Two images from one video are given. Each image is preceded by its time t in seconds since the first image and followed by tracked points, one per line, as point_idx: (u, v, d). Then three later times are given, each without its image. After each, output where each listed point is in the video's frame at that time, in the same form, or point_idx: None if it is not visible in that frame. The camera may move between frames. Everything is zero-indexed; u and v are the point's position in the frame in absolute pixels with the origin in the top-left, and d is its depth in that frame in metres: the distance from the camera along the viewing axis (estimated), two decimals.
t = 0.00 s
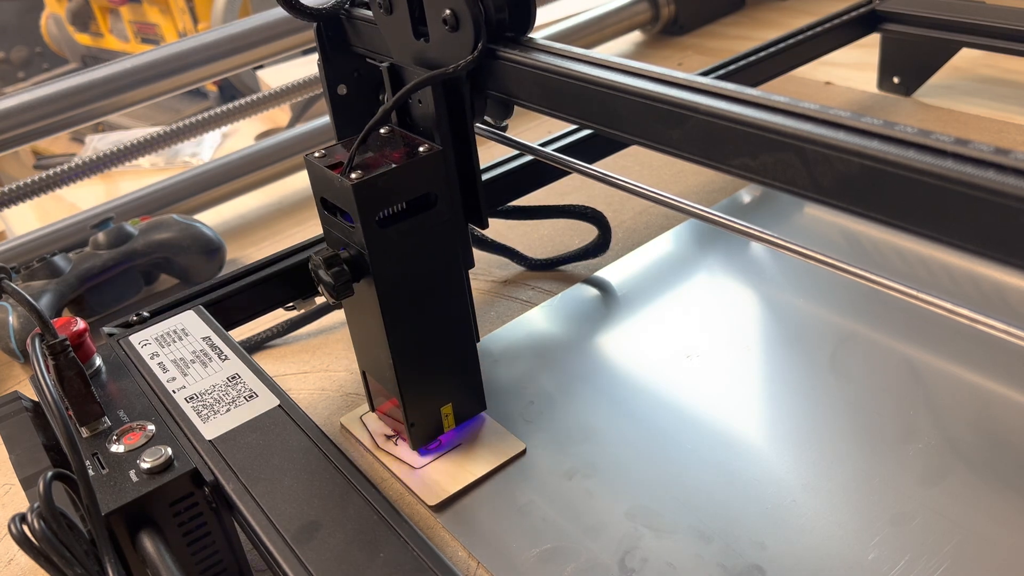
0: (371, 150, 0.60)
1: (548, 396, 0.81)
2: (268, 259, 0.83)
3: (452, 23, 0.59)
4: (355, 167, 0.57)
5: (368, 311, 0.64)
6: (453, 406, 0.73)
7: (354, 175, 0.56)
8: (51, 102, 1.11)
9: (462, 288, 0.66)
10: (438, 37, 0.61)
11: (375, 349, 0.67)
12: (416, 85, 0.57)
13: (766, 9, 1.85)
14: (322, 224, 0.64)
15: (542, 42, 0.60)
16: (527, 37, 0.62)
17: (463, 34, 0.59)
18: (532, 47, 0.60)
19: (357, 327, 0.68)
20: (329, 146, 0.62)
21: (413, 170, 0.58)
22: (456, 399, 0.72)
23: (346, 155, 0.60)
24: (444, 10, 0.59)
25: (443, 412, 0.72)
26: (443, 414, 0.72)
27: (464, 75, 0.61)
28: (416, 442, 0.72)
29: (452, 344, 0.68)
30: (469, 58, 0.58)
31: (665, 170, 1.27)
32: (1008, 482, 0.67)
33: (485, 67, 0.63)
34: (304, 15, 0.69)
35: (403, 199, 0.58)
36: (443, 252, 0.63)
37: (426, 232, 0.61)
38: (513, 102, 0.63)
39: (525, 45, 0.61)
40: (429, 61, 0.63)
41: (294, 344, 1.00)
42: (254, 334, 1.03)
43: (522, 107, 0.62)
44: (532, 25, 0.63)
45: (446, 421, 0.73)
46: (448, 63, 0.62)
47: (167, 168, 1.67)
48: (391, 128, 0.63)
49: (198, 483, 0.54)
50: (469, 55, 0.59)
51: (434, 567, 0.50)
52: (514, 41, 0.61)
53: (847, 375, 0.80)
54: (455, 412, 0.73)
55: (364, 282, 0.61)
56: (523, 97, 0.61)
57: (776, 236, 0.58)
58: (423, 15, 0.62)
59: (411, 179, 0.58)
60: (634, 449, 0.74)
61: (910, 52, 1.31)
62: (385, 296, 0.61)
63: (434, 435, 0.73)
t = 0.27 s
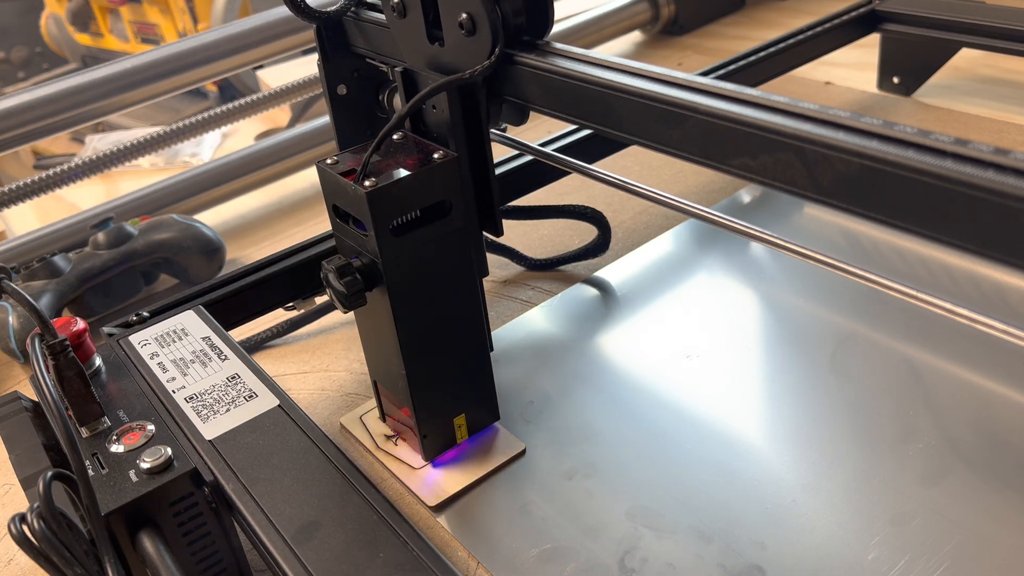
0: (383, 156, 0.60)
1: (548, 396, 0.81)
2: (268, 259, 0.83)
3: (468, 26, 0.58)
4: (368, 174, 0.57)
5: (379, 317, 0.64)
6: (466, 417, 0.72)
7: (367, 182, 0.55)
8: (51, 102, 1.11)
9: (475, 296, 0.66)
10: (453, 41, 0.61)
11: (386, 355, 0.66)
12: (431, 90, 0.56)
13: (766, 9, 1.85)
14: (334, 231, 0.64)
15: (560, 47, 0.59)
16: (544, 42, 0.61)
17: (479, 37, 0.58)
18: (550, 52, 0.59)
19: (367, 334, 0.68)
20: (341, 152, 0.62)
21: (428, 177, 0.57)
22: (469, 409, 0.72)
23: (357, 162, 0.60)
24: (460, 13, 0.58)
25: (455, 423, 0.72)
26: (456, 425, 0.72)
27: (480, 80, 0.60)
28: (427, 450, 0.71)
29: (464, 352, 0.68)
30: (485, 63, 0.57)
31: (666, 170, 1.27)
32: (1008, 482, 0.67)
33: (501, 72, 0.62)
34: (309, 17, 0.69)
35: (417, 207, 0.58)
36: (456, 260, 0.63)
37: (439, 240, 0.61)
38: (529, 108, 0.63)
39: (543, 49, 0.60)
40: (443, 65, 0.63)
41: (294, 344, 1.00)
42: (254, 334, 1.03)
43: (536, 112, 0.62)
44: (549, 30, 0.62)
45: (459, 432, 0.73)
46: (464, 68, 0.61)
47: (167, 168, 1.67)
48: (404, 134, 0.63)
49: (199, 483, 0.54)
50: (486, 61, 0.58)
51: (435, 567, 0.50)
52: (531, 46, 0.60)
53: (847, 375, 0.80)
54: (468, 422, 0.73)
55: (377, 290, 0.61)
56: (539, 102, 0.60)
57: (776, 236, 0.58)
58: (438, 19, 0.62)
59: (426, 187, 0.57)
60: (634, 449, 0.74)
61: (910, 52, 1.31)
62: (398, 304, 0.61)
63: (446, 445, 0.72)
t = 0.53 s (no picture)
0: (406, 168, 0.59)
1: (548, 396, 0.81)
2: (268, 259, 0.83)
3: (496, 33, 0.57)
4: (391, 187, 0.56)
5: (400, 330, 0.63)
6: (487, 434, 0.71)
7: (390, 196, 0.55)
8: (51, 102, 1.11)
9: (498, 309, 0.65)
10: (479, 47, 0.59)
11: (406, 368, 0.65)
12: (457, 100, 0.56)
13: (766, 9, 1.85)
14: (354, 244, 0.63)
15: (589, 54, 0.58)
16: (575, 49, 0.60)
17: (507, 44, 0.57)
18: (577, 59, 0.58)
19: (388, 348, 0.67)
20: (362, 162, 0.61)
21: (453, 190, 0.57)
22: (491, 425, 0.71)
23: (379, 173, 0.59)
24: (487, 20, 0.57)
25: (478, 440, 0.70)
26: (478, 442, 0.71)
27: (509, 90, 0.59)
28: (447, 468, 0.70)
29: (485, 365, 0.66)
30: (512, 72, 0.57)
31: (666, 171, 1.27)
32: (1008, 481, 0.67)
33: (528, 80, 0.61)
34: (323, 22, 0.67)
35: (440, 219, 0.57)
36: (479, 273, 0.62)
37: (463, 252, 0.60)
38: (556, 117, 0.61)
39: (571, 57, 0.59)
40: (466, 72, 0.62)
41: (294, 344, 1.00)
42: (254, 334, 1.03)
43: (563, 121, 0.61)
44: (578, 33, 0.61)
45: (480, 450, 0.71)
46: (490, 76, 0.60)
47: (167, 168, 1.67)
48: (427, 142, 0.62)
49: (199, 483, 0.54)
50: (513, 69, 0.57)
51: (435, 567, 0.50)
52: (559, 54, 0.59)
53: (847, 374, 0.80)
54: (490, 440, 0.71)
55: (399, 304, 0.60)
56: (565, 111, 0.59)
57: (776, 236, 0.58)
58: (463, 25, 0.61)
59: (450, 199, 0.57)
60: (634, 448, 0.74)
61: (911, 52, 1.31)
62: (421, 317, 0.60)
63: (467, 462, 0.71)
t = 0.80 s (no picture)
0: (388, 159, 0.60)
1: (548, 396, 0.81)
2: (268, 259, 0.83)
3: (474, 27, 0.58)
4: (372, 177, 0.57)
5: (384, 321, 0.64)
6: (470, 421, 0.72)
7: (372, 185, 0.55)
8: (51, 102, 1.11)
9: (479, 299, 0.66)
10: (459, 42, 0.60)
11: (393, 360, 0.66)
12: (437, 92, 0.56)
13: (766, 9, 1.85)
14: (337, 233, 0.64)
15: (566, 48, 0.59)
16: (551, 44, 0.61)
17: (485, 38, 0.58)
18: (556, 53, 0.59)
19: (372, 338, 0.68)
20: (344, 154, 0.62)
21: (433, 180, 0.57)
22: (474, 412, 0.72)
23: (362, 164, 0.60)
24: (466, 14, 0.58)
25: (461, 426, 0.72)
26: (461, 428, 0.72)
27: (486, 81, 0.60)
28: (430, 453, 0.71)
29: (467, 355, 0.67)
30: (491, 65, 0.57)
31: (666, 170, 1.27)
32: (1008, 481, 0.67)
33: (507, 74, 0.61)
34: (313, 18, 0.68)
35: (421, 209, 0.58)
36: (460, 263, 0.63)
37: (444, 242, 0.61)
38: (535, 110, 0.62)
39: (548, 51, 0.60)
40: (448, 66, 0.63)
41: (294, 344, 1.00)
42: (254, 334, 1.03)
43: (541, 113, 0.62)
44: (555, 28, 0.61)
45: (463, 435, 0.73)
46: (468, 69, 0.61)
47: (167, 168, 1.67)
48: (408, 135, 0.63)
49: (199, 483, 0.54)
50: (491, 61, 0.58)
51: (435, 567, 0.49)
52: (537, 48, 0.60)
53: (847, 375, 0.80)
54: (473, 425, 0.73)
55: (381, 293, 0.61)
56: (543, 104, 0.60)
57: (776, 236, 0.58)
58: (443, 20, 0.61)
59: (431, 190, 0.57)
60: (634, 449, 0.74)
61: (911, 52, 1.31)
62: (402, 306, 0.61)
63: (450, 448, 0.72)
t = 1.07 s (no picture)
0: (374, 152, 0.60)
1: (548, 396, 0.81)
2: (268, 260, 0.83)
3: (457, 24, 0.59)
4: (358, 168, 0.57)
5: (371, 313, 0.64)
6: (457, 410, 0.73)
7: (357, 177, 0.56)
8: (51, 102, 1.11)
9: (465, 293, 0.66)
10: (443, 37, 0.61)
11: (379, 350, 0.67)
12: (420, 86, 0.57)
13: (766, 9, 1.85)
14: (325, 226, 0.64)
15: (547, 43, 0.59)
16: (532, 39, 0.61)
17: (467, 34, 0.59)
18: (538, 48, 0.59)
19: (361, 332, 0.68)
20: (332, 148, 0.62)
21: (418, 172, 0.58)
22: (461, 402, 0.72)
23: (349, 157, 0.60)
24: (448, 11, 0.59)
25: (447, 415, 0.72)
26: (447, 418, 0.72)
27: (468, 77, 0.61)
28: (419, 443, 0.72)
29: (454, 348, 0.68)
30: (473, 60, 0.58)
31: (666, 170, 1.27)
32: (1008, 481, 0.67)
33: (489, 69, 0.62)
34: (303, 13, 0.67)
35: (407, 201, 0.58)
36: (445, 257, 0.63)
37: (430, 235, 0.61)
38: (519, 104, 0.63)
39: (529, 46, 0.60)
40: (432, 62, 0.63)
41: (295, 344, 1.00)
42: (254, 334, 1.03)
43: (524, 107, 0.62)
44: (535, 26, 0.62)
45: (450, 425, 0.73)
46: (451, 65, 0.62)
47: (167, 168, 1.67)
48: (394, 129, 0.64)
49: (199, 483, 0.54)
50: (473, 56, 0.59)
51: (435, 567, 0.49)
52: (519, 43, 0.61)
53: (847, 375, 0.80)
54: (459, 415, 0.73)
55: (368, 284, 0.61)
56: (527, 98, 0.61)
57: (776, 236, 0.58)
58: (427, 16, 0.62)
59: (416, 182, 0.58)
60: (634, 449, 0.74)
61: (911, 52, 1.31)
62: (387, 298, 0.61)
63: (437, 437, 0.73)
